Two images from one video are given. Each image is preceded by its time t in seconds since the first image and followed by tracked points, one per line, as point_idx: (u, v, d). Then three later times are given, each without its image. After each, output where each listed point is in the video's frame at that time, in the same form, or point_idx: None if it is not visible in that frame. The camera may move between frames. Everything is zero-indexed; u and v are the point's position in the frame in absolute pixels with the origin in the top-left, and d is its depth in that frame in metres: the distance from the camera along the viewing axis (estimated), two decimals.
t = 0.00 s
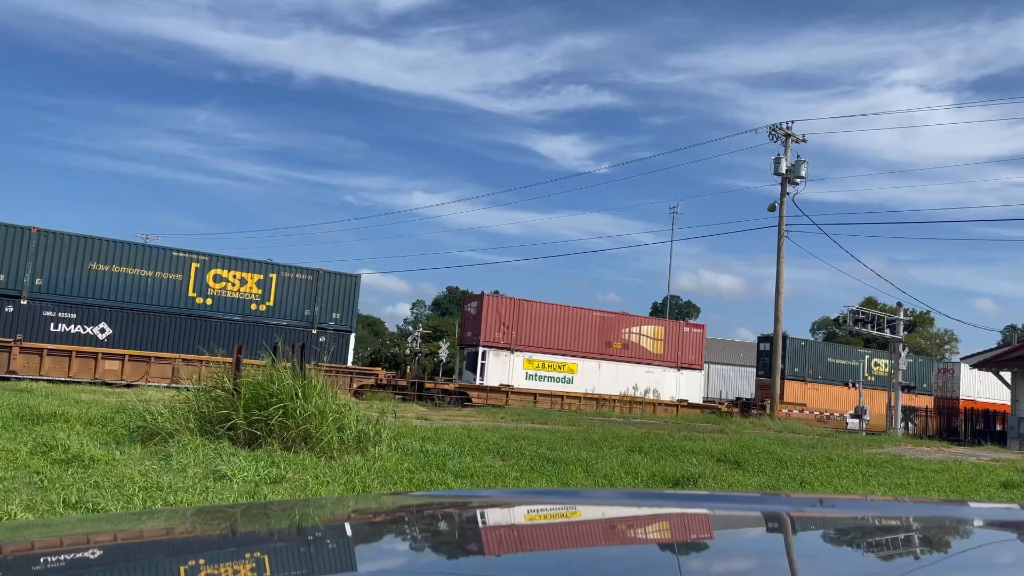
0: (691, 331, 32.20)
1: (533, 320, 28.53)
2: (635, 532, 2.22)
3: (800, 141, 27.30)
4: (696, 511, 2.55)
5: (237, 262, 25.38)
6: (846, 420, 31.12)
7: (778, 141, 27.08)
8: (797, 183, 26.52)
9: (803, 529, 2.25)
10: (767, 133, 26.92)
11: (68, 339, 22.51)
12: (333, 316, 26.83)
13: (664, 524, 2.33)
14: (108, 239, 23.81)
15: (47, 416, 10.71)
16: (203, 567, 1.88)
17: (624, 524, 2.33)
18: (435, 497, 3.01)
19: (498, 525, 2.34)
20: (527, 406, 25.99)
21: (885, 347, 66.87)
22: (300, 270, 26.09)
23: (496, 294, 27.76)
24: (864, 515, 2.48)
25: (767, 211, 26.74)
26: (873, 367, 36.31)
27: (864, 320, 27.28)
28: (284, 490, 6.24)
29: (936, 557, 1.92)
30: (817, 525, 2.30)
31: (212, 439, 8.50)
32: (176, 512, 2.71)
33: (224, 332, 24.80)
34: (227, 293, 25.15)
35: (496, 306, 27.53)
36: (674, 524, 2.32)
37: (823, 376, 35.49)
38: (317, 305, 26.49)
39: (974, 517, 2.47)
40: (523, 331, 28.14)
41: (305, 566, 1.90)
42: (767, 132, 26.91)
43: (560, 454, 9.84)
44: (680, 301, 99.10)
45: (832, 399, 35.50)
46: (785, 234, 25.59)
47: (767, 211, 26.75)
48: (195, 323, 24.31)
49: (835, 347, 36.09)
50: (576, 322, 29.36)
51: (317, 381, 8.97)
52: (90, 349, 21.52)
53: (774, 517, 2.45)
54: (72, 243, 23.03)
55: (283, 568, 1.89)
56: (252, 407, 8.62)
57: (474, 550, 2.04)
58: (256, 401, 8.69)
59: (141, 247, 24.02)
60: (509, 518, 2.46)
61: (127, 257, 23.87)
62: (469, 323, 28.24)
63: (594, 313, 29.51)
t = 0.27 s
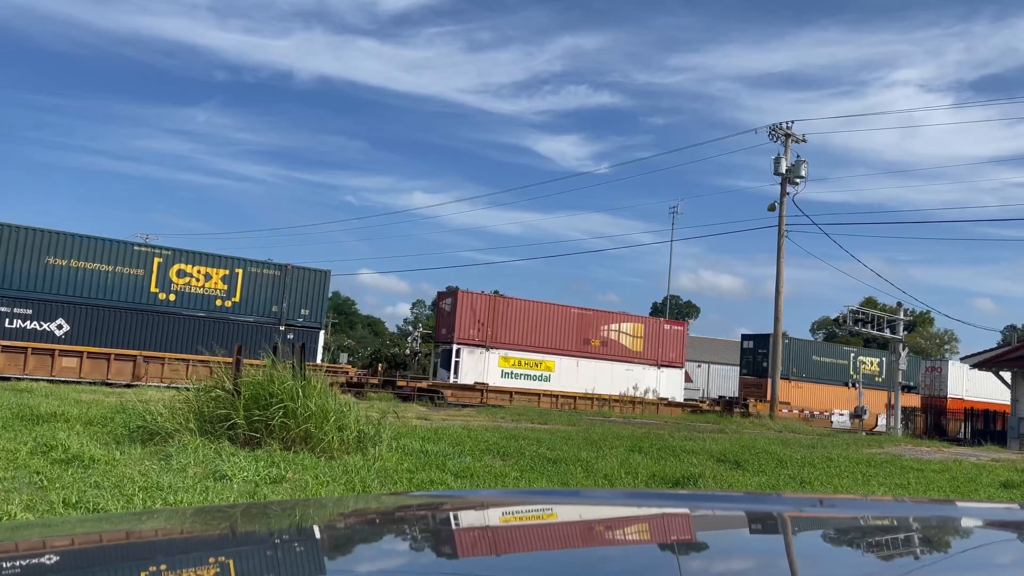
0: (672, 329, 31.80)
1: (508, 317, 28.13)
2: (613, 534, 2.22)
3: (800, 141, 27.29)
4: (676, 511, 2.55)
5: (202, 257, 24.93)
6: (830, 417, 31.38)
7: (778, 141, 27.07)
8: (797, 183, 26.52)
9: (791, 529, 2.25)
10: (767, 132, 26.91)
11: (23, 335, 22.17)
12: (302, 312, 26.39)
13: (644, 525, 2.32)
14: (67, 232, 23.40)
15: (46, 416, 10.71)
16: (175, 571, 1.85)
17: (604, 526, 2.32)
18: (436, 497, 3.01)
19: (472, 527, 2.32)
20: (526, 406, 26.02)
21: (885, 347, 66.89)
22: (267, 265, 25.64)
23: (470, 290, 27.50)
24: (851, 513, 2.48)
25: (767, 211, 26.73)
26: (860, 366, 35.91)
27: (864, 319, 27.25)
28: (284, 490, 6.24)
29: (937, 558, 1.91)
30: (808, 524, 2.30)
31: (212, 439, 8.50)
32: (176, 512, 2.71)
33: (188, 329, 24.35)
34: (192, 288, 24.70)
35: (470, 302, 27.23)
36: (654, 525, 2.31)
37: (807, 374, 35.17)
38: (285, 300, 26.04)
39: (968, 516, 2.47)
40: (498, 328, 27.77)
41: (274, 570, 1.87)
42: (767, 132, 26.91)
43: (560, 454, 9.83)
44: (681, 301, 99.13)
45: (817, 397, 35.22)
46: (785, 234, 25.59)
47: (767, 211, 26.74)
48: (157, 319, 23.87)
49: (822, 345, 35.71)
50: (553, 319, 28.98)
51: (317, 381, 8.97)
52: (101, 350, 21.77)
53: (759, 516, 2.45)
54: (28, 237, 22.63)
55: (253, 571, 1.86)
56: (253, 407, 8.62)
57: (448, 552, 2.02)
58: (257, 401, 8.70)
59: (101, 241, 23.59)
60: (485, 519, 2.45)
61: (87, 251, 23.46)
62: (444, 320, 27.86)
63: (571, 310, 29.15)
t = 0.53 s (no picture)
0: (652, 326, 31.24)
1: (484, 314, 27.58)
2: (590, 535, 2.20)
3: (800, 141, 27.29)
4: (655, 512, 2.55)
5: (165, 252, 24.37)
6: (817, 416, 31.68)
7: (778, 142, 27.07)
8: (797, 183, 26.53)
9: (776, 529, 2.24)
10: (767, 133, 26.92)
11: None
12: (269, 309, 25.89)
13: (623, 527, 2.31)
14: (24, 226, 22.85)
15: (46, 416, 10.71)
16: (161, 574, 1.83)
17: (580, 527, 2.30)
18: (436, 498, 3.01)
19: (445, 529, 2.31)
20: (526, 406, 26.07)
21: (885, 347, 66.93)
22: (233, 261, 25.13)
23: (444, 287, 27.05)
24: (830, 515, 2.48)
25: (767, 211, 26.74)
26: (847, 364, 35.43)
27: (864, 320, 27.25)
28: (284, 490, 6.24)
29: (936, 557, 1.92)
30: (792, 524, 2.31)
31: (212, 439, 8.50)
32: (177, 512, 2.72)
33: (150, 325, 23.81)
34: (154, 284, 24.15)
35: (443, 299, 26.69)
36: (633, 528, 2.29)
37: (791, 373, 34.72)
38: (251, 297, 25.52)
39: (957, 517, 2.47)
40: (473, 325, 27.23)
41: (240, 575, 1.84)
42: (767, 132, 26.92)
43: (560, 454, 9.83)
44: (681, 301, 99.22)
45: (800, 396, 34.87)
46: (785, 234, 25.60)
47: (767, 211, 26.74)
48: (118, 315, 23.33)
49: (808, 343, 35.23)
50: (530, 316, 28.39)
51: (317, 381, 8.98)
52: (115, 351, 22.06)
53: (741, 516, 2.44)
54: None
55: None
56: (253, 407, 8.63)
57: (418, 555, 2.00)
58: (257, 401, 8.70)
59: (58, 235, 23.04)
60: (457, 521, 2.42)
61: (45, 245, 22.92)
62: (418, 318, 27.35)
63: (548, 306, 28.57)
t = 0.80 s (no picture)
0: (630, 323, 31.29)
1: (458, 311, 27.38)
2: (568, 536, 2.19)
3: (800, 141, 27.30)
4: (634, 513, 2.54)
5: (125, 246, 24.15)
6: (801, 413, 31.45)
7: (778, 142, 27.09)
8: (797, 183, 26.53)
9: (760, 531, 2.22)
10: (766, 133, 26.93)
11: None
12: (234, 305, 25.59)
13: (602, 528, 2.29)
14: None
15: (46, 416, 10.71)
16: None
17: (558, 529, 2.28)
18: (436, 498, 3.01)
19: (417, 531, 2.29)
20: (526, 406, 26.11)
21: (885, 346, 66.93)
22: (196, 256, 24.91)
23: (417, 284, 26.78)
24: (813, 514, 2.47)
25: (767, 211, 26.75)
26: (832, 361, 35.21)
27: (864, 320, 27.23)
28: (284, 490, 6.24)
29: (936, 558, 1.92)
30: (777, 525, 2.29)
31: (212, 439, 8.51)
32: (178, 512, 2.71)
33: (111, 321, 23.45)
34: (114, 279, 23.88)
35: (418, 295, 26.55)
36: (612, 529, 2.28)
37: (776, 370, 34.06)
38: (215, 292, 25.24)
39: (946, 517, 2.47)
40: (446, 322, 27.05)
41: None
42: (767, 132, 26.93)
43: (560, 454, 9.84)
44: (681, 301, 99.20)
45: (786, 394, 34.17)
46: (785, 234, 25.60)
47: (767, 211, 26.75)
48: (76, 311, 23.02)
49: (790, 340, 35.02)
50: (507, 313, 28.34)
51: (318, 381, 8.98)
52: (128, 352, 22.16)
53: (723, 517, 2.44)
54: None
55: None
56: (254, 407, 8.63)
57: (389, 558, 1.97)
58: (257, 401, 8.70)
59: (15, 229, 22.81)
60: (430, 523, 2.40)
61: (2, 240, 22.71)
62: (391, 314, 27.10)
63: (525, 303, 28.53)
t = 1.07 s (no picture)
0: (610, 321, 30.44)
1: (432, 307, 26.75)
2: (544, 538, 2.18)
3: (800, 141, 27.31)
4: (613, 515, 2.52)
5: (85, 241, 23.78)
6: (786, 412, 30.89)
7: (778, 142, 27.10)
8: (797, 183, 26.54)
9: (742, 532, 2.22)
10: (767, 133, 26.94)
11: None
12: (199, 301, 25.07)
13: (579, 530, 2.28)
14: None
15: (46, 416, 10.71)
16: None
17: (534, 530, 2.26)
18: (436, 498, 3.01)
19: (388, 533, 2.27)
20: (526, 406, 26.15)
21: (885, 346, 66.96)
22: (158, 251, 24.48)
23: (389, 279, 26.12)
24: (791, 514, 2.48)
25: (767, 211, 26.76)
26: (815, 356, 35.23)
27: (864, 320, 27.21)
28: (284, 490, 6.25)
29: (936, 557, 1.92)
30: (757, 525, 2.29)
31: (212, 439, 8.50)
32: (177, 512, 2.72)
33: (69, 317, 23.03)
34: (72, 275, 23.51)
35: (388, 291, 25.86)
36: (589, 531, 2.26)
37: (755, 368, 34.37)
38: (178, 288, 24.75)
39: (931, 517, 2.47)
40: (420, 319, 26.41)
41: None
42: (767, 132, 26.94)
43: (560, 454, 9.85)
44: (680, 301, 99.21)
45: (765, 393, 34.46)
46: (785, 234, 25.60)
47: (767, 211, 26.76)
48: (33, 307, 22.70)
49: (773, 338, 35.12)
50: (482, 310, 27.62)
51: (317, 381, 8.98)
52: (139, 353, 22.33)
53: (704, 518, 2.43)
54: None
55: None
56: (255, 407, 8.64)
57: (360, 562, 1.95)
58: (257, 401, 8.70)
59: None
60: (402, 525, 2.38)
61: None
62: (363, 310, 26.52)
63: (501, 299, 27.81)
